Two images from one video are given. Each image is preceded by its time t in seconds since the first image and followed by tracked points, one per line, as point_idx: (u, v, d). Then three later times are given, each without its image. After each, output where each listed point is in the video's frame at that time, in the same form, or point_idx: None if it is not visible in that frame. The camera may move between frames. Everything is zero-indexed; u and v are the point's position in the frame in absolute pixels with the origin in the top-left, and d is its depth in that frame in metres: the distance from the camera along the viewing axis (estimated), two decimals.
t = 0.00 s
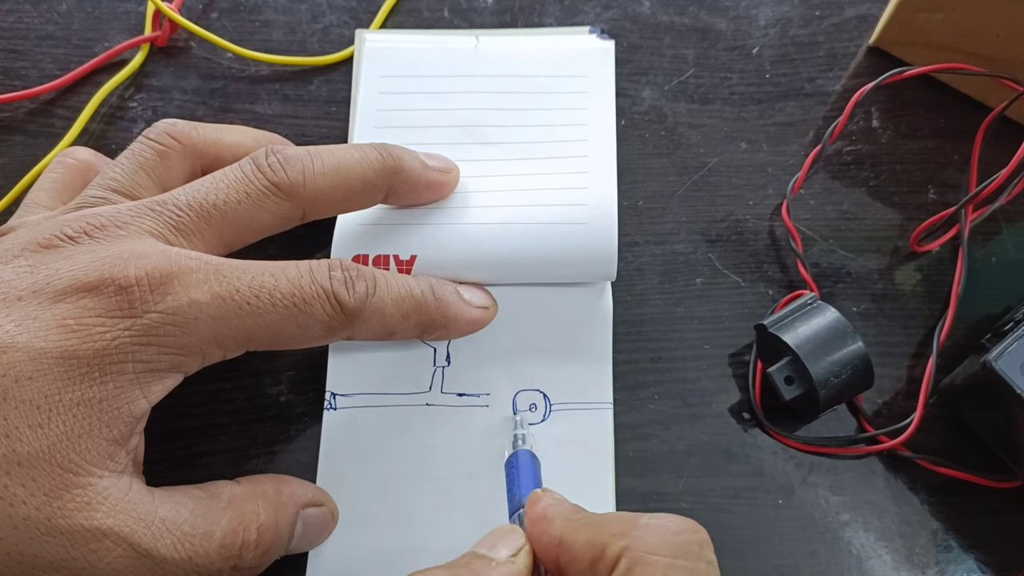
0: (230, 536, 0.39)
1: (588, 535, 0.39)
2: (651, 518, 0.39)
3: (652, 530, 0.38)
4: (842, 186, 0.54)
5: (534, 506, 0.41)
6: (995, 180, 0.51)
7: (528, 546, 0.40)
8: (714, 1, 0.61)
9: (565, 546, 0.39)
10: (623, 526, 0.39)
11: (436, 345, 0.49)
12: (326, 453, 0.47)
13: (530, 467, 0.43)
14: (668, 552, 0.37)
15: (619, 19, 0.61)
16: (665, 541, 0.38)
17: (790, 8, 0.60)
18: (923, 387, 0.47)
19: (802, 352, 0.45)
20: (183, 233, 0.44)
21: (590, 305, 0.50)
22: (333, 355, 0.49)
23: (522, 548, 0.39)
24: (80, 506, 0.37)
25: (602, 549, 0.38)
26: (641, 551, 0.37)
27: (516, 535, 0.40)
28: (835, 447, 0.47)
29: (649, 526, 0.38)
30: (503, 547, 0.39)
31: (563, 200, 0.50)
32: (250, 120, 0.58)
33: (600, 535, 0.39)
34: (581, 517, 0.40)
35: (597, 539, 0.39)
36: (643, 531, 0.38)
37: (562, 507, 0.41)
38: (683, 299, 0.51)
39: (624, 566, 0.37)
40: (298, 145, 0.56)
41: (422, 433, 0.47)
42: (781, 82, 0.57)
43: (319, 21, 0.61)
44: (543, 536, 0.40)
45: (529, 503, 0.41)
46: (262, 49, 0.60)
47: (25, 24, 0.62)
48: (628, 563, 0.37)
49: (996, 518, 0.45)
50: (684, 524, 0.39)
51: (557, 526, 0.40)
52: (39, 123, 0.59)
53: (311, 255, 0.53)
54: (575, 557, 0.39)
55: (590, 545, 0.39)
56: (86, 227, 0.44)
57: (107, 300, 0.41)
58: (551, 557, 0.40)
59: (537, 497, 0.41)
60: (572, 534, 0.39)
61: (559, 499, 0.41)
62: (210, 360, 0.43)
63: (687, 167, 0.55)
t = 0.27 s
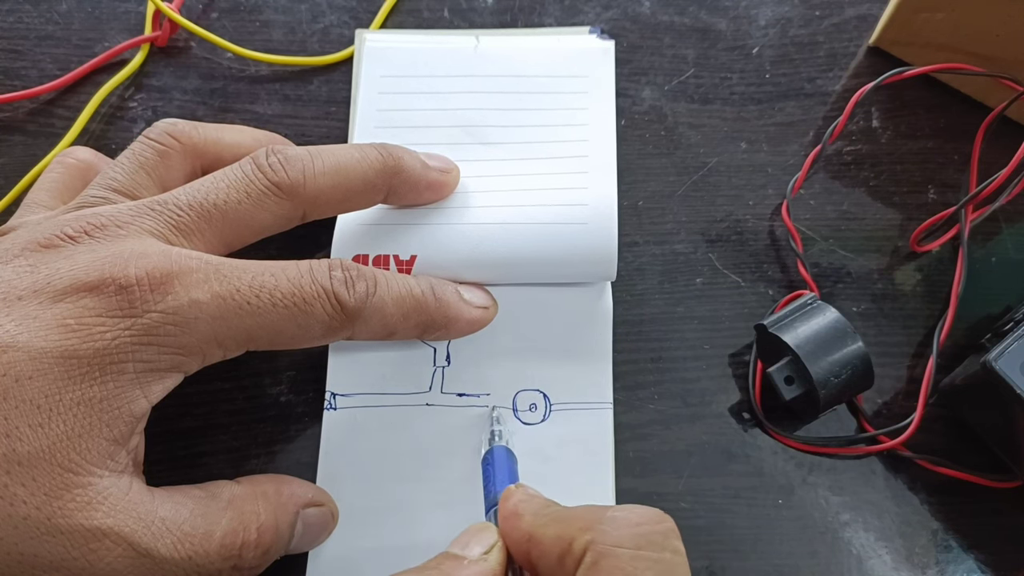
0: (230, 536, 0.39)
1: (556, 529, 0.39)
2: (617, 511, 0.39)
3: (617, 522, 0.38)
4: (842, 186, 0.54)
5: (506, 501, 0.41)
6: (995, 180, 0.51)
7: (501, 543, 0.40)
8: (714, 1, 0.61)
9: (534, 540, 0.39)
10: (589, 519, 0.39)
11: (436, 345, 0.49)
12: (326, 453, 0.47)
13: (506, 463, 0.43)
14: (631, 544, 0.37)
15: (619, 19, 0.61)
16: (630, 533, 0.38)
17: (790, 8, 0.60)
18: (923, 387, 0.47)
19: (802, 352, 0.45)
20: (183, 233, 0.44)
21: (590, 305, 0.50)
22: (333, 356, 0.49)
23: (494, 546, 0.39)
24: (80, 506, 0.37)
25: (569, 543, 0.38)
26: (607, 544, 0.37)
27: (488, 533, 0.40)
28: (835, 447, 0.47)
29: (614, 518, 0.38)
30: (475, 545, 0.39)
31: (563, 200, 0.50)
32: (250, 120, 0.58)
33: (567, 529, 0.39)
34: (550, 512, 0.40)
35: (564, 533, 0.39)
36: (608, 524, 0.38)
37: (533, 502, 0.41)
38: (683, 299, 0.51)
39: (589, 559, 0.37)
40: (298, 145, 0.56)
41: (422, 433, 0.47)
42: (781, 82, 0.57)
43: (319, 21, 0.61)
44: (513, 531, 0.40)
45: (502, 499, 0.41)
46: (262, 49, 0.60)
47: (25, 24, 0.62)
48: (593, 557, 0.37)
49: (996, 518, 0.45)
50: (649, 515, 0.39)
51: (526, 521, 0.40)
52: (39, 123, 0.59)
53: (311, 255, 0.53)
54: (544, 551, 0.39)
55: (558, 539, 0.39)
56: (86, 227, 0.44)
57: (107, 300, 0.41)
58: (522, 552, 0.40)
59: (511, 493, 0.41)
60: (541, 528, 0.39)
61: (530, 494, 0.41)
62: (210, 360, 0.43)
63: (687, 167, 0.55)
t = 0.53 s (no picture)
0: (230, 536, 0.39)
1: (553, 533, 0.39)
2: (616, 516, 0.39)
3: (617, 527, 0.38)
4: (842, 186, 0.54)
5: (503, 502, 0.41)
6: (995, 180, 0.51)
7: (496, 545, 0.39)
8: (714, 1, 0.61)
9: (531, 542, 0.40)
10: (585, 523, 0.39)
11: (436, 345, 0.49)
12: (326, 453, 0.47)
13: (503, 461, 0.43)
14: (629, 550, 0.38)
15: (619, 19, 0.61)
16: (628, 539, 0.38)
17: (790, 8, 0.60)
18: (923, 387, 0.47)
19: (802, 352, 0.45)
20: (183, 233, 0.44)
21: (590, 305, 0.50)
22: (333, 356, 0.49)
23: (489, 548, 0.39)
24: (80, 506, 0.37)
25: (567, 547, 0.38)
26: (605, 551, 0.38)
27: (483, 535, 0.40)
28: (835, 447, 0.47)
29: (613, 523, 0.38)
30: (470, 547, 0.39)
31: (563, 200, 0.50)
32: (250, 120, 0.58)
33: (565, 532, 0.39)
34: (547, 513, 0.40)
35: (562, 536, 0.39)
36: (607, 529, 0.38)
37: (529, 502, 0.41)
38: (683, 299, 0.51)
39: (587, 566, 0.37)
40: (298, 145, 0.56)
41: (422, 433, 0.47)
42: (781, 82, 0.57)
43: (319, 21, 0.61)
44: (510, 533, 0.40)
45: (497, 499, 0.41)
46: (262, 49, 0.60)
47: (25, 24, 0.62)
48: (591, 563, 0.37)
49: (996, 518, 0.45)
50: (647, 521, 0.38)
51: (523, 523, 0.40)
52: (39, 123, 0.59)
53: (311, 255, 0.53)
54: (541, 553, 0.39)
55: (555, 543, 0.39)
56: (86, 227, 0.44)
57: (107, 300, 0.41)
58: (518, 552, 0.40)
59: (506, 493, 0.41)
60: (539, 529, 0.39)
61: (527, 494, 0.41)
62: (210, 360, 0.43)
63: (687, 167, 0.55)
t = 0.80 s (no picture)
0: (229, 536, 0.39)
1: (539, 520, 0.39)
2: (599, 503, 0.39)
3: (599, 514, 0.38)
4: (842, 186, 0.54)
5: (494, 490, 0.41)
6: (995, 180, 0.51)
7: (486, 532, 0.40)
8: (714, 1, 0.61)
9: (519, 529, 0.39)
10: (570, 510, 0.39)
11: (436, 345, 0.49)
12: (326, 453, 0.47)
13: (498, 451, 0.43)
14: (613, 537, 0.38)
15: (619, 19, 0.61)
16: (611, 526, 0.38)
17: (790, 8, 0.60)
18: (923, 387, 0.47)
19: (802, 352, 0.45)
20: (183, 233, 0.44)
21: (590, 305, 0.50)
22: (333, 356, 0.49)
23: (479, 536, 0.40)
24: (80, 506, 0.37)
25: (552, 534, 0.39)
26: (587, 537, 0.38)
27: (472, 523, 0.40)
28: (835, 447, 0.47)
29: (596, 511, 0.39)
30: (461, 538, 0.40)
31: (563, 200, 0.50)
32: (250, 120, 0.58)
33: (551, 520, 0.39)
34: (535, 501, 0.40)
35: (547, 524, 0.39)
36: (590, 516, 0.38)
37: (519, 491, 0.41)
38: (683, 299, 0.51)
39: (571, 552, 0.38)
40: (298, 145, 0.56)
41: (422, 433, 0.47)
42: (781, 82, 0.57)
43: (319, 21, 0.61)
44: (500, 521, 0.40)
45: (490, 487, 0.41)
46: (262, 49, 0.60)
47: (25, 24, 0.62)
48: (574, 549, 0.38)
49: (996, 517, 0.45)
50: (630, 508, 0.39)
51: (511, 511, 0.40)
52: (39, 123, 0.59)
53: (311, 255, 0.53)
54: (527, 541, 0.39)
55: (541, 530, 0.39)
56: (86, 227, 0.44)
57: (107, 300, 0.41)
58: (506, 541, 0.40)
59: (498, 483, 0.41)
60: (526, 517, 0.39)
61: (518, 483, 0.41)
62: (210, 360, 0.43)
63: (687, 167, 0.55)
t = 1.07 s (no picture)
0: (230, 536, 0.39)
1: (588, 534, 0.39)
2: (649, 521, 0.39)
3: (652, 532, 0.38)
4: (842, 186, 0.54)
5: (539, 500, 0.41)
6: (995, 180, 0.51)
7: (529, 541, 0.40)
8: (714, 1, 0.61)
9: (564, 542, 0.39)
10: (620, 527, 0.39)
11: (436, 345, 0.49)
12: (326, 453, 0.47)
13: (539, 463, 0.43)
14: (664, 556, 0.38)
15: (619, 19, 0.61)
16: (664, 545, 0.38)
17: (790, 8, 0.60)
18: (923, 387, 0.47)
19: (802, 352, 0.45)
20: (183, 233, 0.44)
21: (590, 305, 0.50)
22: (333, 356, 0.49)
23: (521, 543, 0.40)
24: (79, 506, 0.37)
25: (600, 549, 0.38)
26: (639, 554, 0.37)
27: (515, 529, 0.40)
28: (835, 447, 0.47)
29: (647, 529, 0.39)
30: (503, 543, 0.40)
31: (563, 200, 0.50)
32: (250, 120, 0.58)
33: (599, 535, 0.39)
34: (582, 515, 0.40)
35: (596, 539, 0.38)
36: (642, 534, 0.38)
37: (564, 503, 0.41)
38: (683, 299, 0.51)
39: (622, 568, 0.37)
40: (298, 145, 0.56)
41: (422, 433, 0.47)
42: (781, 82, 0.57)
43: (319, 21, 0.61)
44: (543, 531, 0.40)
45: (533, 496, 0.41)
46: (262, 49, 0.60)
47: (25, 24, 0.62)
48: (626, 565, 0.37)
49: (996, 518, 0.45)
50: (681, 529, 0.39)
51: (556, 521, 0.40)
52: (39, 123, 0.59)
53: (311, 255, 0.53)
54: (572, 555, 0.39)
55: (589, 545, 0.38)
56: (86, 227, 0.44)
57: (107, 300, 0.41)
58: (549, 553, 0.40)
59: (542, 492, 0.41)
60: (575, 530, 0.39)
61: (562, 495, 0.41)
62: (210, 360, 0.43)
63: (687, 167, 0.55)
